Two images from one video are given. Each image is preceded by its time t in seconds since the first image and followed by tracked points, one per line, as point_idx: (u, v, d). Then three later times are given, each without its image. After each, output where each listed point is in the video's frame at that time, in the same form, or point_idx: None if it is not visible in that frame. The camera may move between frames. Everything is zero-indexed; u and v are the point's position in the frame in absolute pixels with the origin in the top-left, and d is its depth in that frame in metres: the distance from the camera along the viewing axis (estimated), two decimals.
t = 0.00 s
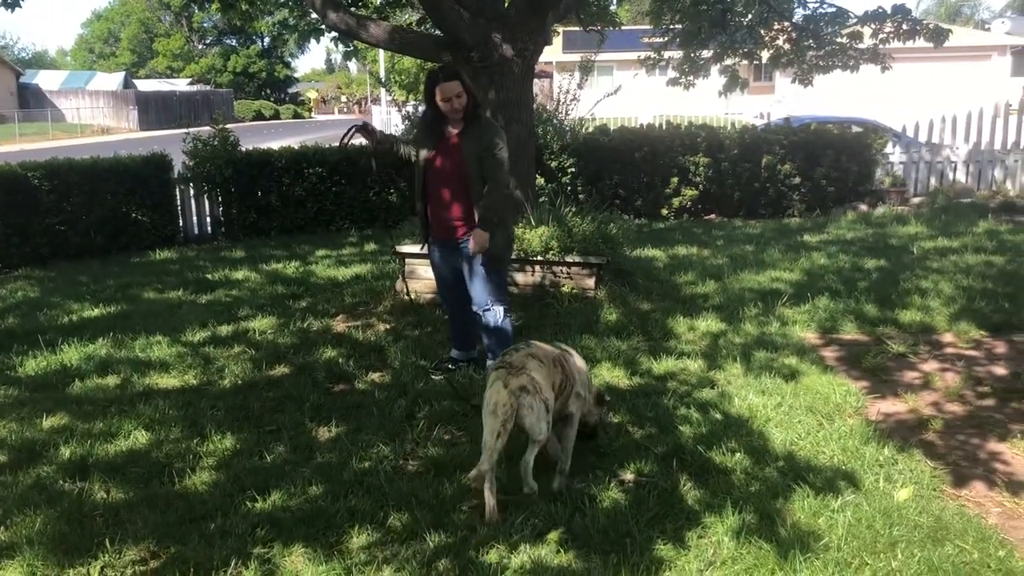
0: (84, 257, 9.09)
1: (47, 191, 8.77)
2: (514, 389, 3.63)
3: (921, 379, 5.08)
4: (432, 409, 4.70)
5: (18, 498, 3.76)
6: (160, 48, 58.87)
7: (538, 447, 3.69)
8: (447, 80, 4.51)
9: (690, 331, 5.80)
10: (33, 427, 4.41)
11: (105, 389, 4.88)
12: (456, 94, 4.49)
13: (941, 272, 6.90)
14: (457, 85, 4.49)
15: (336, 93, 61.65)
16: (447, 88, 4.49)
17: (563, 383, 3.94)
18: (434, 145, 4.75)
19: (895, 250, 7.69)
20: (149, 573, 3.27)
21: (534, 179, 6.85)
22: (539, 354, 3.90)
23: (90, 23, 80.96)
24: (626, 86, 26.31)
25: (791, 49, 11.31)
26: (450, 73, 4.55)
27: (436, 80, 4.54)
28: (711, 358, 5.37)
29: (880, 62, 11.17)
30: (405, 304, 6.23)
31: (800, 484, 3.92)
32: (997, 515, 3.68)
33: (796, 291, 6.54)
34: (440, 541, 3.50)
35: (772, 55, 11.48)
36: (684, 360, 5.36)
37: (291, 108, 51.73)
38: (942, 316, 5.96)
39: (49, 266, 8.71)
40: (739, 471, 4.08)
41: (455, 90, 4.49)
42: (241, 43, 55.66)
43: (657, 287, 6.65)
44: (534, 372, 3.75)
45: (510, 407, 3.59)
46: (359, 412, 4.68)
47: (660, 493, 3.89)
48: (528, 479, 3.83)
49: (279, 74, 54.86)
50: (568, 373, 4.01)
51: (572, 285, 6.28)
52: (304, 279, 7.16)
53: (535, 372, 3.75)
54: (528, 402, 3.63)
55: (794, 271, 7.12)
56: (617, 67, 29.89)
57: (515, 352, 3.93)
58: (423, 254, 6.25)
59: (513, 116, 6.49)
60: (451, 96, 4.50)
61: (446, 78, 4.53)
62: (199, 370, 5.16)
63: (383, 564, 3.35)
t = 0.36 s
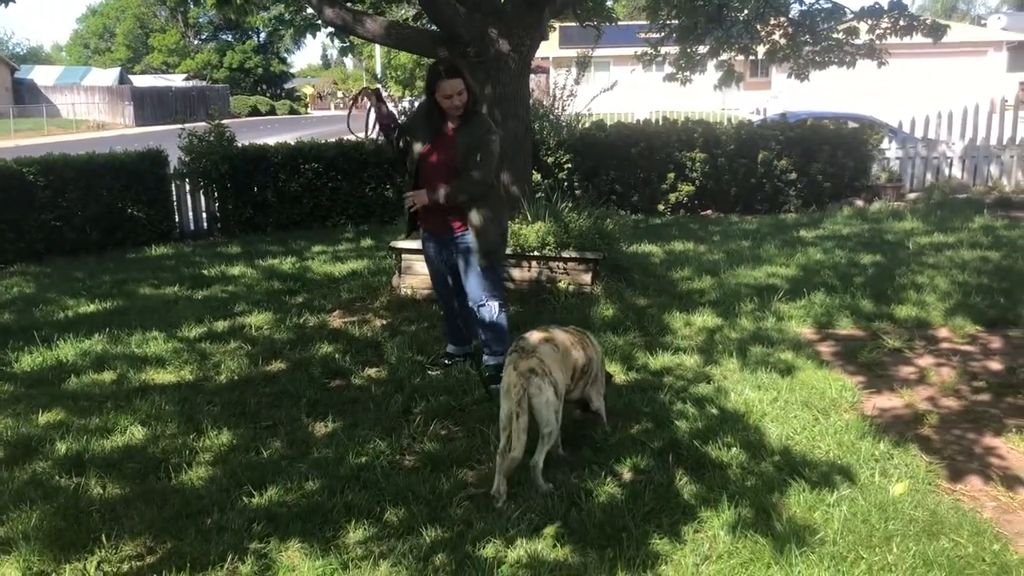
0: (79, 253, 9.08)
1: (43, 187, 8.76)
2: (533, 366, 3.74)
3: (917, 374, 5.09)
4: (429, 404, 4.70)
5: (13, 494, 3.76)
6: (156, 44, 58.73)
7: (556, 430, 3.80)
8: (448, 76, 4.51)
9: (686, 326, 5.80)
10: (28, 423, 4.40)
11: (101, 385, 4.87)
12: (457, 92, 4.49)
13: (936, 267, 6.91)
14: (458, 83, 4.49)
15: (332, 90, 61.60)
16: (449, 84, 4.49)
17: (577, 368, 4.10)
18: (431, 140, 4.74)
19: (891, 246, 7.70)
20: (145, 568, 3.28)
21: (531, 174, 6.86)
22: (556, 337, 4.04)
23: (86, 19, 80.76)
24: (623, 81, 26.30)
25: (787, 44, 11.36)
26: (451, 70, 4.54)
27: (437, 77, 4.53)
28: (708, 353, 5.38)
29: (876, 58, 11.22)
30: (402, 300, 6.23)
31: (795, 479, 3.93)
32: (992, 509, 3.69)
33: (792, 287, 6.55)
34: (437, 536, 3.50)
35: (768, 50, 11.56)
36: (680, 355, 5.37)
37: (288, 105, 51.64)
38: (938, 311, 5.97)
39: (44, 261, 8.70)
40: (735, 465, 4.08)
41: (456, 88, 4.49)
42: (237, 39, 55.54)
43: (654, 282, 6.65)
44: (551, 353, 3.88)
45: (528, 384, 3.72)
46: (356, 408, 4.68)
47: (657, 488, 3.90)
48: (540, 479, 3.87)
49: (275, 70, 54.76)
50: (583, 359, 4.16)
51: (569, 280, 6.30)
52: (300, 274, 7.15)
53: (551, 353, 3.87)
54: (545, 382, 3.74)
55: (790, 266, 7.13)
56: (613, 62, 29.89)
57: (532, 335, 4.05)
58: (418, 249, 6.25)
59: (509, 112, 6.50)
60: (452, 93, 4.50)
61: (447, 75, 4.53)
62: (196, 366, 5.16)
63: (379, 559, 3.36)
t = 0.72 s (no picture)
0: (75, 252, 9.07)
1: (38, 186, 8.74)
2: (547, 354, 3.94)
3: (912, 369, 5.10)
4: (426, 402, 4.71)
5: (10, 493, 3.76)
6: (150, 43, 58.57)
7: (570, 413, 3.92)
8: (448, 76, 4.50)
9: (682, 322, 5.81)
10: (25, 422, 4.40)
11: (98, 384, 4.87)
12: (457, 92, 4.49)
13: (931, 262, 6.92)
14: (459, 84, 4.49)
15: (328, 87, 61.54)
16: (450, 85, 4.48)
17: (597, 348, 4.28)
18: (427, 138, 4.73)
19: (886, 242, 7.71)
20: (142, 567, 3.28)
21: (526, 172, 6.87)
22: (571, 321, 4.22)
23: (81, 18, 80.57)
24: (619, 78, 26.29)
25: (782, 40, 11.34)
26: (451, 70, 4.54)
27: (437, 76, 4.51)
28: (703, 349, 5.39)
29: (872, 53, 11.26)
30: (398, 297, 6.23)
31: (791, 474, 3.93)
32: (986, 503, 3.71)
33: (787, 283, 6.56)
34: (434, 533, 3.51)
35: (763, 47, 11.55)
36: (676, 351, 5.37)
37: (283, 103, 51.56)
38: (933, 307, 5.98)
39: (40, 261, 8.69)
40: (731, 461, 4.09)
41: (456, 89, 4.49)
42: (233, 38, 55.46)
43: (650, 279, 6.66)
44: (566, 338, 4.07)
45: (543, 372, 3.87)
46: (352, 406, 4.68)
47: (653, 484, 3.90)
48: (539, 469, 3.89)
49: (271, 69, 54.67)
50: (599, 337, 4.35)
51: (565, 277, 6.30)
52: (296, 272, 7.15)
53: (565, 338, 4.05)
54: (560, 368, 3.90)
55: (786, 262, 7.13)
56: (609, 59, 29.88)
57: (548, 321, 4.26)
58: (414, 247, 6.26)
59: (504, 111, 6.50)
60: (452, 93, 4.49)
61: (448, 75, 4.51)
62: (192, 364, 5.16)
63: (376, 556, 3.36)
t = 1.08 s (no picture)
0: (75, 255, 9.09)
1: (38, 189, 8.76)
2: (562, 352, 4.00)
3: (911, 370, 5.11)
4: (426, 404, 4.72)
5: (11, 495, 3.77)
6: (151, 46, 58.67)
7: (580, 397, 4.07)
8: (446, 80, 4.51)
9: (682, 323, 5.82)
10: (26, 425, 4.42)
11: (99, 387, 4.89)
12: (456, 96, 4.51)
13: (931, 262, 6.92)
14: (457, 88, 4.51)
15: (328, 88, 61.66)
16: (448, 89, 4.49)
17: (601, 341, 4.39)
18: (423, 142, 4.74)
19: (885, 242, 7.71)
20: (143, 569, 3.29)
21: (526, 173, 6.87)
22: (577, 318, 4.28)
23: (81, 21, 80.69)
24: (618, 80, 26.33)
25: (783, 43, 11.30)
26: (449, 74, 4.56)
27: (436, 80, 4.53)
28: (703, 350, 5.40)
29: (872, 54, 11.21)
30: (398, 299, 6.25)
31: (790, 474, 3.94)
32: (985, 503, 3.71)
33: (787, 283, 6.57)
34: (434, 535, 3.52)
35: (763, 49, 11.55)
36: (676, 352, 5.38)
37: (283, 105, 51.60)
38: (933, 307, 5.99)
39: (41, 264, 8.71)
40: (730, 462, 4.10)
41: (455, 92, 4.51)
42: (232, 41, 55.55)
43: (650, 280, 6.67)
44: (575, 331, 4.17)
45: (558, 368, 3.97)
46: (353, 408, 4.69)
47: (652, 485, 3.91)
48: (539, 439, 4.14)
49: (271, 71, 54.71)
50: (601, 335, 4.42)
51: (565, 279, 6.30)
52: (296, 275, 7.17)
53: (576, 332, 4.17)
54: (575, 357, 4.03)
55: (785, 263, 7.14)
56: (608, 61, 29.93)
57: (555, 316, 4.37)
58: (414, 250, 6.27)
59: (503, 112, 6.50)
60: (451, 97, 4.51)
61: (446, 78, 4.53)
62: (192, 367, 5.17)
63: (376, 558, 3.37)
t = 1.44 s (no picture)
0: (75, 266, 9.11)
1: (38, 201, 8.79)
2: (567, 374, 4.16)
3: (909, 381, 5.11)
4: (424, 415, 4.72)
5: (10, 507, 3.77)
6: (151, 58, 58.87)
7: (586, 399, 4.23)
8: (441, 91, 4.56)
9: (680, 335, 5.83)
10: (24, 437, 4.42)
11: (98, 398, 4.89)
12: (451, 107, 4.56)
13: (929, 274, 6.94)
14: (452, 98, 4.56)
15: (328, 99, 62.01)
16: (443, 99, 4.54)
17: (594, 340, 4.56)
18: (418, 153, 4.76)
19: (884, 253, 7.72)
20: None
21: (524, 185, 6.89)
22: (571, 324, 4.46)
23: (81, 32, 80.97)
24: (618, 93, 26.40)
25: (783, 55, 11.47)
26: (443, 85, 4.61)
27: (431, 92, 4.57)
28: (701, 361, 5.41)
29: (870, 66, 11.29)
30: (397, 310, 6.26)
31: (789, 486, 3.94)
32: (984, 514, 3.71)
33: (785, 294, 6.58)
34: (432, 547, 3.52)
35: (762, 62, 11.64)
36: (674, 364, 5.39)
37: (283, 116, 51.74)
38: (931, 318, 5.99)
39: (40, 275, 8.73)
40: (728, 473, 4.10)
41: (450, 103, 4.56)
42: (232, 53, 55.77)
43: (649, 291, 6.68)
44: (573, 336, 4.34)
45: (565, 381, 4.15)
46: (351, 420, 4.69)
47: (651, 496, 3.91)
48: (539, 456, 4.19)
49: (271, 81, 54.87)
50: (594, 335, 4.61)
51: (563, 290, 6.33)
52: (295, 286, 7.18)
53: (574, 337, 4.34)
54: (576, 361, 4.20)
55: (784, 274, 7.15)
56: (607, 73, 30.05)
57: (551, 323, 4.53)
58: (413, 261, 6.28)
59: (502, 124, 6.51)
60: (446, 108, 4.56)
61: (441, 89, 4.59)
62: (191, 379, 5.17)
63: (374, 570, 3.37)
